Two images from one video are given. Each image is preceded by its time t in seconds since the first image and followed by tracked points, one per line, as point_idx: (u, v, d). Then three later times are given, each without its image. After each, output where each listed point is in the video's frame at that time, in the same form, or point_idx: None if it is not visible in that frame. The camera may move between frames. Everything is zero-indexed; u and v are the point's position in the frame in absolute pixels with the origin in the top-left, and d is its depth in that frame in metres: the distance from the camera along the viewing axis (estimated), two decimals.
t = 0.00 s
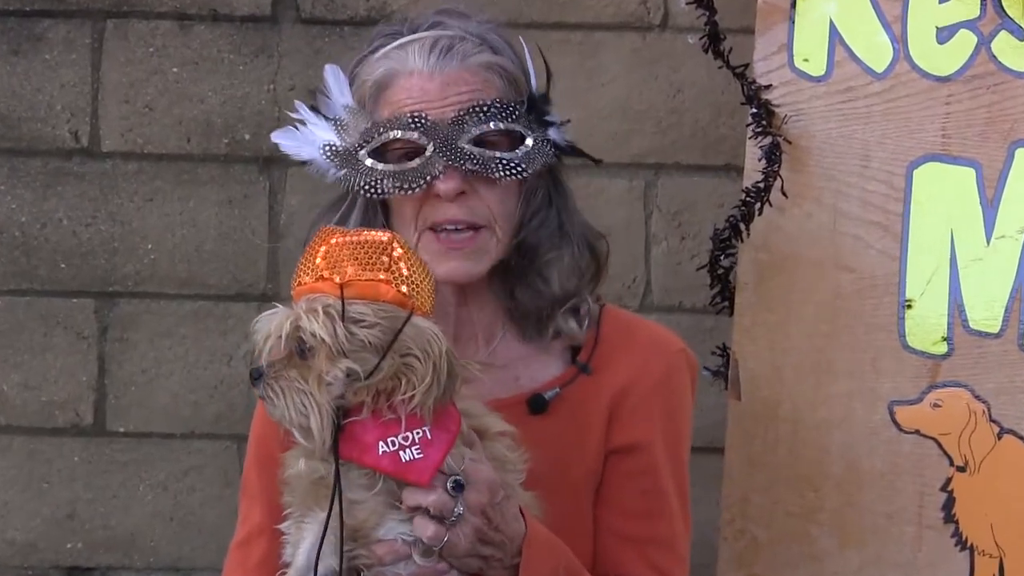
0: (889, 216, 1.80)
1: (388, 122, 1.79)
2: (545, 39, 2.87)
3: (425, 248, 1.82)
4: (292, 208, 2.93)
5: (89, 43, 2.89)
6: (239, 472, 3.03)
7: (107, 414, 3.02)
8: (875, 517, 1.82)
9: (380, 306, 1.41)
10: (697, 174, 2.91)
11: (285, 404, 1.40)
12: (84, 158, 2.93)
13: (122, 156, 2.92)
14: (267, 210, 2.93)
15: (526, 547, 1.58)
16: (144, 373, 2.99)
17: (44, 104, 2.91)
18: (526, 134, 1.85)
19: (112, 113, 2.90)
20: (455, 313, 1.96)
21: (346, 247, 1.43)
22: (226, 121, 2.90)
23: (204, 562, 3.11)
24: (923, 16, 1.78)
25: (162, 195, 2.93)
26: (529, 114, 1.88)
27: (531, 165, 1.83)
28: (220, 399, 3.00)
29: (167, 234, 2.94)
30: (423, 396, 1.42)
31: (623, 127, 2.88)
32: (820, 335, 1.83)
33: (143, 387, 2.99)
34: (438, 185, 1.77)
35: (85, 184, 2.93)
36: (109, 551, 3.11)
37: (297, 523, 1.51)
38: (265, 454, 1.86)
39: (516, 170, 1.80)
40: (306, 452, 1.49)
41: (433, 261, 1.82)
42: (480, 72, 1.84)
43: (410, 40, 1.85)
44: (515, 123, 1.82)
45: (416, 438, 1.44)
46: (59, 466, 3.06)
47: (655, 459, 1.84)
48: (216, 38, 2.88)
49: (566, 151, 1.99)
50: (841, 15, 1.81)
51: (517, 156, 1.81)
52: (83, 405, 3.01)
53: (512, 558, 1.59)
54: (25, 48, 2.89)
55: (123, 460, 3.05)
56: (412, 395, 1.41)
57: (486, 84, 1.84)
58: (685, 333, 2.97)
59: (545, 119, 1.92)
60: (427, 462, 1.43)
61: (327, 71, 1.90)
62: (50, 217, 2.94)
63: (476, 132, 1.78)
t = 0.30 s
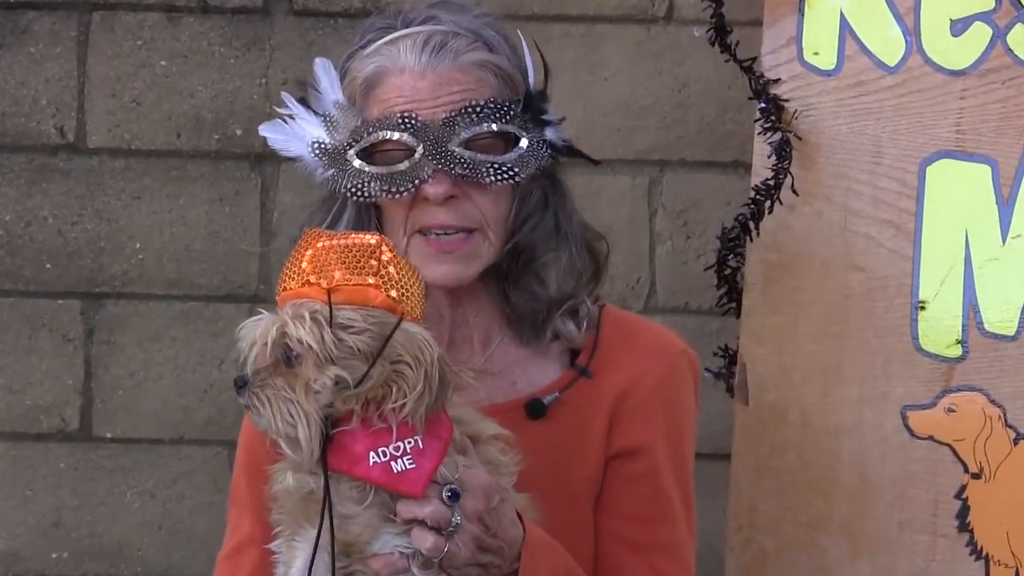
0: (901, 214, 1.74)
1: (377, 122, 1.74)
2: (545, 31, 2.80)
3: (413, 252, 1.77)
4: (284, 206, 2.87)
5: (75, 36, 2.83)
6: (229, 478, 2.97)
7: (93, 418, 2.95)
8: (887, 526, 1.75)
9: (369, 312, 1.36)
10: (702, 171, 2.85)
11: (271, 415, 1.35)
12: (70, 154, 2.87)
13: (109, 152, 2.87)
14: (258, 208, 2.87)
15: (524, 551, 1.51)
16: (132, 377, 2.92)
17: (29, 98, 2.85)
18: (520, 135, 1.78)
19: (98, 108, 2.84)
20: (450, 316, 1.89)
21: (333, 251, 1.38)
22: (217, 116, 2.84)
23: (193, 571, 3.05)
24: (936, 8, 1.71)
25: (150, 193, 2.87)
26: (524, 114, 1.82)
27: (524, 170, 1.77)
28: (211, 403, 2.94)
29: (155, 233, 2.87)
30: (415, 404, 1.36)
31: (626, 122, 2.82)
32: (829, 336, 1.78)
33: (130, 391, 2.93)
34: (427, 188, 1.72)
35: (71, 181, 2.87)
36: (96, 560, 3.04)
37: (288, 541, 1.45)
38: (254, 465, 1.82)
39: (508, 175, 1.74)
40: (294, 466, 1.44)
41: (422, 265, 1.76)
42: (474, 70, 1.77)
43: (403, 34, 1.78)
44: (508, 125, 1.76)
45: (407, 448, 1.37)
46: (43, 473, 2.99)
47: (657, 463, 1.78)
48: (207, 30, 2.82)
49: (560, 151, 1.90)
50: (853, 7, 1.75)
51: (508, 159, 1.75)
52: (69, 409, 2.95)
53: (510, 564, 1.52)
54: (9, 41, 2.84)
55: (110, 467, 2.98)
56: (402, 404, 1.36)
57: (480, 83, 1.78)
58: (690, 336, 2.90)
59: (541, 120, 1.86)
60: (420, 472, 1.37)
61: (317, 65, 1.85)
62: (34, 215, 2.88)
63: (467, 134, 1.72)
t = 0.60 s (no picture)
0: (913, 236, 1.66)
1: (348, 148, 1.70)
2: (545, 47, 2.75)
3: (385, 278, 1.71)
4: (277, 227, 2.82)
5: (60, 51, 2.78)
6: (220, 508, 2.91)
7: (79, 447, 2.89)
8: (900, 559, 1.68)
9: (369, 344, 1.30)
10: (708, 191, 2.78)
11: (266, 448, 1.28)
12: (55, 173, 2.82)
13: (96, 172, 2.81)
14: (250, 229, 2.82)
15: None
16: (119, 405, 2.86)
17: (14, 116, 2.79)
18: (491, 160, 1.70)
19: (85, 125, 2.78)
20: (447, 342, 1.82)
21: (330, 280, 1.32)
22: (207, 134, 2.78)
23: None
24: (949, 23, 1.65)
25: (139, 214, 2.81)
26: (503, 134, 1.72)
27: (488, 198, 1.69)
28: (200, 431, 2.88)
29: (143, 255, 2.82)
30: (414, 441, 1.30)
31: (630, 140, 2.76)
32: (839, 362, 1.70)
33: (117, 418, 2.87)
34: (388, 218, 1.67)
35: (56, 203, 2.81)
36: None
37: None
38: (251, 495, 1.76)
39: (469, 203, 1.67)
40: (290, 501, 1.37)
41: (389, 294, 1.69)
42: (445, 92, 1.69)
43: (377, 55, 1.72)
44: (477, 150, 1.68)
45: (406, 486, 1.32)
46: (27, 504, 2.94)
47: (665, 495, 1.74)
48: (196, 46, 2.76)
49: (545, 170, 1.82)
50: (863, 22, 1.69)
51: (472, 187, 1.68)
52: (54, 437, 2.88)
53: None
54: None
55: (96, 497, 2.93)
56: (401, 440, 1.29)
57: (451, 104, 1.69)
58: (697, 362, 2.84)
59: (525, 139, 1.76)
60: (418, 511, 1.31)
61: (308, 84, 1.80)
62: (19, 236, 2.82)
63: (429, 161, 1.65)
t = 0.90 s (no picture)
0: (924, 239, 1.62)
1: (366, 136, 1.65)
2: (546, 46, 2.71)
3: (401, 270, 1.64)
4: (272, 230, 2.78)
5: (51, 51, 2.73)
6: (213, 517, 2.88)
7: (69, 455, 2.85)
8: (910, 569, 1.64)
9: (376, 351, 1.26)
10: (714, 192, 2.75)
11: (266, 451, 1.23)
12: (45, 175, 2.77)
13: (87, 174, 2.77)
14: (245, 232, 2.78)
15: None
16: (110, 412, 2.82)
17: (4, 117, 2.75)
18: (516, 149, 1.69)
19: (75, 126, 2.74)
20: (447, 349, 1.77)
21: (339, 282, 1.28)
22: (200, 135, 2.74)
23: None
24: (960, 21, 1.60)
25: (130, 216, 2.77)
26: (521, 127, 1.71)
27: (518, 185, 1.67)
28: (194, 438, 2.84)
29: (135, 259, 2.78)
30: (418, 452, 1.26)
31: (634, 142, 2.72)
32: (848, 369, 1.66)
33: (108, 425, 2.83)
34: (416, 204, 1.61)
35: (46, 205, 2.77)
36: None
37: None
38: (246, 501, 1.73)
39: (501, 189, 1.64)
40: (288, 509, 1.32)
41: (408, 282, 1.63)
42: (466, 81, 1.68)
43: (393, 45, 1.70)
44: (503, 138, 1.66)
45: (407, 496, 1.27)
46: (17, 512, 2.90)
47: (668, 502, 1.70)
48: (190, 45, 2.72)
49: (561, 168, 1.82)
50: (872, 20, 1.65)
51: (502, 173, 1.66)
52: (44, 445, 2.84)
53: None
54: None
55: (88, 505, 2.89)
56: (406, 451, 1.25)
57: (473, 93, 1.68)
58: (702, 368, 2.80)
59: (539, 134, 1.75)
60: (419, 522, 1.26)
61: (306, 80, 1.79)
62: (9, 239, 2.78)
63: (457, 146, 1.62)
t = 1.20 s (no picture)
0: (924, 240, 1.62)
1: (453, 144, 1.62)
2: (546, 47, 2.71)
3: (476, 280, 1.65)
4: (272, 231, 2.78)
5: (51, 52, 2.74)
6: (212, 519, 2.87)
7: (69, 456, 2.85)
8: (909, 570, 1.64)
9: (354, 354, 1.26)
10: (714, 193, 2.75)
11: (249, 458, 1.24)
12: (45, 176, 2.77)
13: (87, 174, 2.77)
14: (245, 233, 2.78)
15: None
16: (110, 413, 2.82)
17: (4, 118, 2.75)
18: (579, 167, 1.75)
19: (75, 127, 2.74)
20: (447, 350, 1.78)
21: (314, 287, 1.28)
22: (200, 136, 2.75)
23: None
24: (960, 21, 1.60)
25: (130, 217, 2.77)
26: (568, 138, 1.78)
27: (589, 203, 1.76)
28: (193, 439, 2.83)
29: (135, 260, 2.78)
30: (399, 454, 1.26)
31: (635, 143, 2.72)
32: (848, 370, 1.66)
33: (108, 426, 2.83)
34: (514, 220, 1.63)
35: (47, 206, 2.77)
36: None
37: None
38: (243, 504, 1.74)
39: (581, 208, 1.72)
40: (274, 514, 1.33)
41: (486, 291, 1.65)
42: (540, 97, 1.72)
43: (468, 50, 1.67)
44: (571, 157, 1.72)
45: (391, 498, 1.27)
46: (17, 514, 2.90)
47: (664, 499, 1.69)
48: (190, 46, 2.72)
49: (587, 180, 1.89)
50: (872, 21, 1.65)
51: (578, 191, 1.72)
52: (44, 446, 2.84)
53: None
54: None
55: (88, 506, 2.89)
56: (386, 453, 1.25)
57: (544, 110, 1.73)
58: (703, 369, 2.80)
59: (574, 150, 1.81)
60: (403, 523, 1.26)
61: (362, 74, 1.71)
62: (8, 240, 2.78)
63: (546, 163, 1.65)
